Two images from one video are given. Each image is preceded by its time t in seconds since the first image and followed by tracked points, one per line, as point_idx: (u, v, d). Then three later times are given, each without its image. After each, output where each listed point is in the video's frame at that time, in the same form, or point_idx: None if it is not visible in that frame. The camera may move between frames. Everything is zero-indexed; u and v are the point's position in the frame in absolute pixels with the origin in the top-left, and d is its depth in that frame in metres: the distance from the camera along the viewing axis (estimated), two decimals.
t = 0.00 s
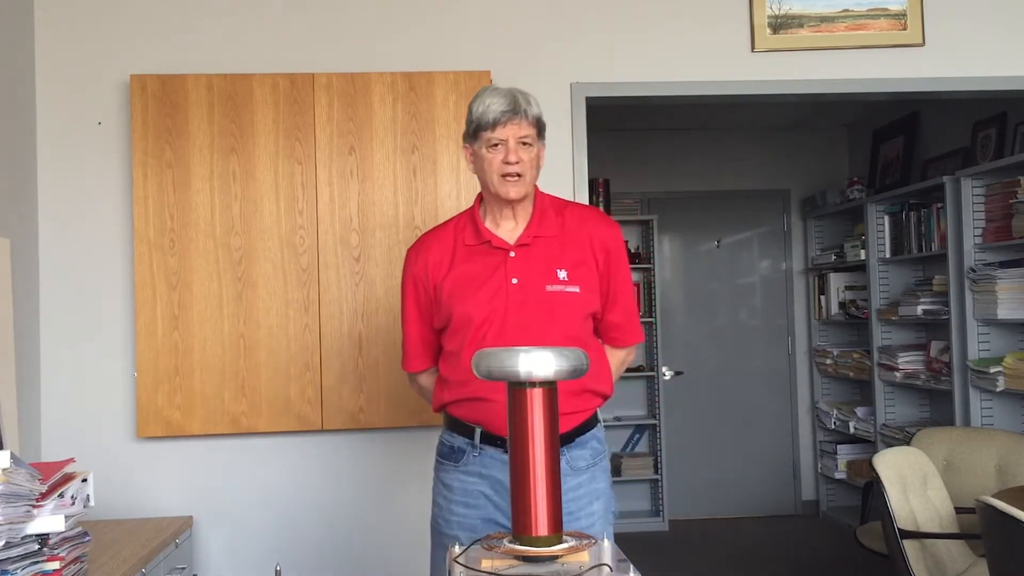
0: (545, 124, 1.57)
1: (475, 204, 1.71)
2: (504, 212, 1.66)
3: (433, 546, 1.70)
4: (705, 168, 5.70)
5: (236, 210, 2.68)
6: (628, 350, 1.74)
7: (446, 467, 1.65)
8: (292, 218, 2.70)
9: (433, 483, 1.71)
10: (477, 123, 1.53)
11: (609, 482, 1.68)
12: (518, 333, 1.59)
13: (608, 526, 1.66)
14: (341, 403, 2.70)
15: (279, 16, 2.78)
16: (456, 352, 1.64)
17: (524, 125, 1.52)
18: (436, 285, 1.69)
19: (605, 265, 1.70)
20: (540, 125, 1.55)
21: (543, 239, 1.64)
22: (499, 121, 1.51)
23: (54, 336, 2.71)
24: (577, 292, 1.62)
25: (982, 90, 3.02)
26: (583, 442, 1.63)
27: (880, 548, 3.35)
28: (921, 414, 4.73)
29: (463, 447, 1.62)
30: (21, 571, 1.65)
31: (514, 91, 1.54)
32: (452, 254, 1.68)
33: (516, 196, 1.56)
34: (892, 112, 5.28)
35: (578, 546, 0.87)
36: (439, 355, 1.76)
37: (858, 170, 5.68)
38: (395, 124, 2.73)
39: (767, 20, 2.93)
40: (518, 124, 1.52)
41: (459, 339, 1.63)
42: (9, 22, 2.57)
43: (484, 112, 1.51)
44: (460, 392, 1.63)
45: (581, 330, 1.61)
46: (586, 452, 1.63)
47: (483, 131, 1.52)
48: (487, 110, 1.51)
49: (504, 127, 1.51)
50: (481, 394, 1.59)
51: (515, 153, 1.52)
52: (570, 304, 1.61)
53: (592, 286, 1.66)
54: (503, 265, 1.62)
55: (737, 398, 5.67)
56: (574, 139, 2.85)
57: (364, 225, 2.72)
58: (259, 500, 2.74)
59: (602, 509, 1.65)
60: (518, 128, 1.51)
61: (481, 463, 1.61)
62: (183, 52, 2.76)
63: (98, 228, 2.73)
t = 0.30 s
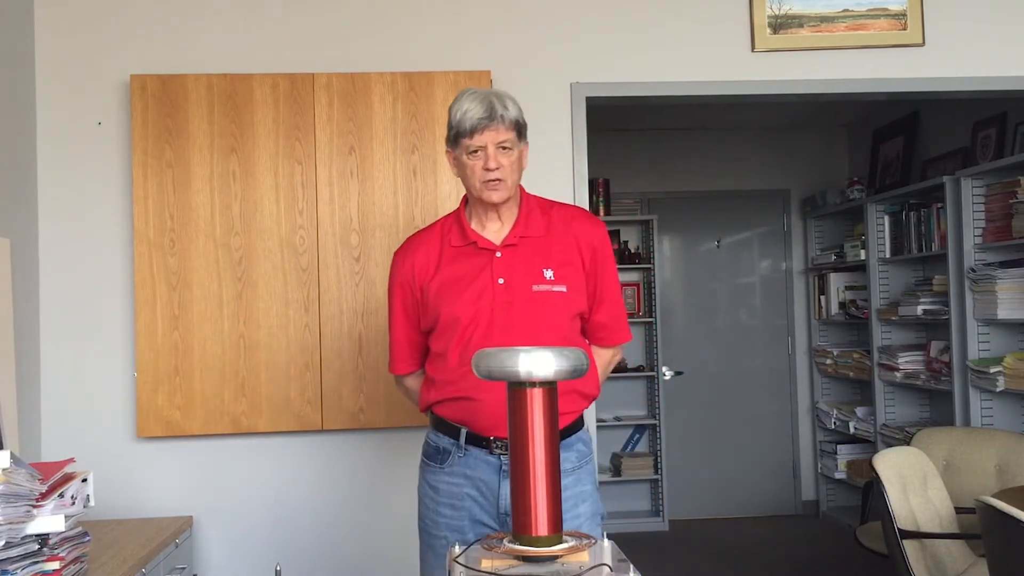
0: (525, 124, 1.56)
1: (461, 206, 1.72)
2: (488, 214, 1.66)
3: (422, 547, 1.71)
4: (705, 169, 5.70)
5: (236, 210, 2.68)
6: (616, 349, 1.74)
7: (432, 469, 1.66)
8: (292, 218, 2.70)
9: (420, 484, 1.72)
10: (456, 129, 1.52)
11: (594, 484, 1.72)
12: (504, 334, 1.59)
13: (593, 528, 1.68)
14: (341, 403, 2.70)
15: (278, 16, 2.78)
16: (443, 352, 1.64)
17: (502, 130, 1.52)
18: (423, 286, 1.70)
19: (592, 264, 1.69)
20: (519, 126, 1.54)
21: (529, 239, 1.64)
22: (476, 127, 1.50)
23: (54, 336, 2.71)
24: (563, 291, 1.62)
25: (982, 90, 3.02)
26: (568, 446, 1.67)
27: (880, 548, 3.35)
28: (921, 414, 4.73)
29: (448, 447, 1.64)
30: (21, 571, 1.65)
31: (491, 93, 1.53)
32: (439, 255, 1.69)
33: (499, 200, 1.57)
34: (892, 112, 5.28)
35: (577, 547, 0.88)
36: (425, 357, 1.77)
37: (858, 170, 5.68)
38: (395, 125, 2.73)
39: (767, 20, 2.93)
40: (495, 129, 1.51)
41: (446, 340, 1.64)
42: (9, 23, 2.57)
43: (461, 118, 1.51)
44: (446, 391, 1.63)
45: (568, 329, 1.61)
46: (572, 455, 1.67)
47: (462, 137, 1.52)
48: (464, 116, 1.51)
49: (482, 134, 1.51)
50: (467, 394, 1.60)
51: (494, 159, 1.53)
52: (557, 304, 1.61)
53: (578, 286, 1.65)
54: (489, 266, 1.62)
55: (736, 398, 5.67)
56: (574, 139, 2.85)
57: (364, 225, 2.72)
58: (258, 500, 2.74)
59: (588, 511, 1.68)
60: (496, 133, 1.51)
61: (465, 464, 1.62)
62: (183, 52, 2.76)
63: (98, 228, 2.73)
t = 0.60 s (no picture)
0: (510, 124, 1.56)
1: (449, 206, 1.72)
2: (476, 215, 1.67)
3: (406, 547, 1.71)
4: (705, 169, 5.70)
5: (236, 210, 2.68)
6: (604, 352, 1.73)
7: (415, 468, 1.66)
8: (292, 218, 2.70)
9: (403, 484, 1.72)
10: (441, 131, 1.53)
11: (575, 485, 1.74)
12: (490, 336, 1.59)
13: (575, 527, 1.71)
14: (341, 403, 2.69)
15: (278, 15, 2.78)
16: (428, 353, 1.65)
17: (486, 130, 1.52)
18: (410, 286, 1.70)
19: (580, 267, 1.69)
20: (504, 126, 1.54)
21: (517, 242, 1.64)
22: (460, 129, 1.51)
23: (54, 336, 2.71)
24: (550, 294, 1.61)
25: (982, 90, 3.01)
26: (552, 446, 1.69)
27: (880, 548, 3.35)
28: (921, 414, 4.73)
29: (431, 447, 1.64)
30: (21, 571, 1.65)
31: (474, 94, 1.53)
32: (427, 256, 1.69)
33: (487, 201, 1.57)
34: (892, 112, 5.28)
35: (577, 547, 0.88)
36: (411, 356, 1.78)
37: (858, 170, 5.68)
38: (395, 125, 2.73)
39: (767, 20, 2.93)
40: (479, 130, 1.51)
41: (431, 340, 1.64)
42: (9, 23, 2.57)
43: (445, 120, 1.51)
44: (430, 392, 1.64)
45: (554, 332, 1.61)
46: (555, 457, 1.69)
47: (447, 140, 1.52)
48: (448, 118, 1.51)
49: (466, 136, 1.51)
50: (452, 395, 1.60)
51: (479, 161, 1.53)
52: (544, 306, 1.61)
53: (566, 289, 1.65)
54: (476, 267, 1.62)
55: (736, 398, 5.67)
56: (574, 139, 2.85)
57: (364, 226, 2.72)
58: (258, 500, 2.74)
59: (570, 512, 1.70)
60: (480, 134, 1.51)
61: (448, 464, 1.62)
62: (183, 52, 2.76)
63: (98, 228, 2.73)
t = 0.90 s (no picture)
0: (505, 124, 1.56)
1: (437, 207, 1.72)
2: (465, 216, 1.66)
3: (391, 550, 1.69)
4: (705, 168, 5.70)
5: (236, 211, 2.68)
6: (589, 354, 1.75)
7: (399, 470, 1.66)
8: (292, 219, 2.70)
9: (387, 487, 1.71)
10: (436, 128, 1.52)
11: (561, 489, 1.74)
12: (477, 337, 1.58)
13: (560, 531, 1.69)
14: (341, 403, 2.69)
15: (279, 15, 2.78)
16: (414, 354, 1.65)
17: (482, 128, 1.51)
18: (397, 286, 1.70)
19: (567, 269, 1.69)
20: (499, 126, 1.54)
21: (505, 243, 1.64)
22: (457, 126, 1.50)
23: (54, 335, 2.71)
24: (538, 296, 1.61)
25: (982, 90, 3.01)
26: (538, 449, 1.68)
27: (880, 548, 3.35)
28: (921, 414, 4.73)
29: (416, 448, 1.64)
30: (21, 571, 1.65)
31: (470, 92, 1.53)
32: (414, 256, 1.69)
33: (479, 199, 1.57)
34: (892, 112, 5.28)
35: (578, 547, 0.88)
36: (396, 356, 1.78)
37: (858, 170, 5.68)
38: (395, 125, 2.73)
39: (767, 20, 2.93)
40: (475, 128, 1.51)
41: (418, 341, 1.64)
42: (9, 23, 2.57)
43: (441, 117, 1.51)
44: (415, 393, 1.64)
45: (540, 335, 1.60)
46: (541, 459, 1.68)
47: (442, 136, 1.51)
48: (444, 115, 1.51)
49: (462, 133, 1.51)
50: (438, 396, 1.60)
51: (474, 159, 1.52)
52: (531, 309, 1.60)
53: (553, 291, 1.65)
54: (464, 269, 1.62)
55: (735, 398, 5.67)
56: (574, 139, 2.85)
57: (364, 226, 2.72)
58: (258, 500, 2.74)
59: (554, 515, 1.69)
60: (477, 132, 1.51)
61: (432, 465, 1.62)
62: (183, 52, 2.76)
63: (99, 228, 2.73)
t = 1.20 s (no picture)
0: (493, 127, 1.57)
1: (422, 208, 1.72)
2: (449, 217, 1.67)
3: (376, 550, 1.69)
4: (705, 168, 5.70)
5: (236, 211, 2.68)
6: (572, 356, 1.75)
7: (382, 472, 1.66)
8: (292, 219, 2.70)
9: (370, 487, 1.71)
10: (423, 126, 1.53)
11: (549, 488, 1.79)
12: (462, 340, 1.59)
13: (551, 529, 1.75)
14: (341, 403, 2.69)
15: (278, 15, 2.78)
16: (399, 356, 1.65)
17: (469, 128, 1.53)
18: (381, 288, 1.70)
19: (551, 271, 1.69)
20: (486, 127, 1.55)
21: (489, 246, 1.64)
22: (444, 124, 1.51)
23: (54, 335, 2.71)
24: (522, 299, 1.62)
25: (983, 90, 3.01)
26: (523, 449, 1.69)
27: (880, 548, 3.35)
28: (921, 414, 4.72)
29: (399, 450, 1.64)
30: (21, 571, 1.65)
31: (460, 93, 1.54)
32: (399, 258, 1.68)
33: (463, 199, 1.57)
34: (893, 112, 5.28)
35: (577, 547, 0.88)
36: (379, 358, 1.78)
37: (858, 170, 5.68)
38: (395, 125, 2.73)
39: (767, 20, 2.93)
40: (463, 127, 1.52)
41: (402, 344, 1.64)
42: (9, 23, 2.57)
43: (429, 115, 1.52)
44: (399, 396, 1.64)
45: (525, 338, 1.61)
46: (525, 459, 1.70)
47: (429, 134, 1.52)
48: (432, 114, 1.51)
49: (449, 131, 1.52)
50: (423, 399, 1.61)
51: (461, 157, 1.53)
52: (516, 312, 1.61)
53: (538, 293, 1.65)
54: (449, 271, 1.63)
55: (735, 399, 5.67)
56: (574, 139, 2.85)
57: (364, 226, 2.72)
58: (258, 500, 2.74)
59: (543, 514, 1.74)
60: (464, 131, 1.52)
61: (416, 467, 1.62)
62: (183, 52, 2.76)
63: (98, 228, 2.73)
